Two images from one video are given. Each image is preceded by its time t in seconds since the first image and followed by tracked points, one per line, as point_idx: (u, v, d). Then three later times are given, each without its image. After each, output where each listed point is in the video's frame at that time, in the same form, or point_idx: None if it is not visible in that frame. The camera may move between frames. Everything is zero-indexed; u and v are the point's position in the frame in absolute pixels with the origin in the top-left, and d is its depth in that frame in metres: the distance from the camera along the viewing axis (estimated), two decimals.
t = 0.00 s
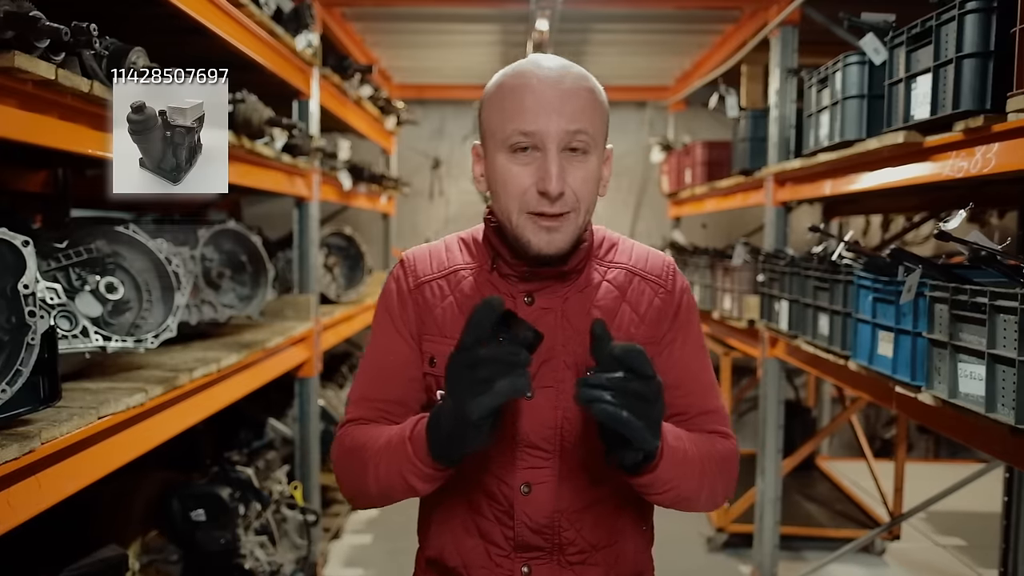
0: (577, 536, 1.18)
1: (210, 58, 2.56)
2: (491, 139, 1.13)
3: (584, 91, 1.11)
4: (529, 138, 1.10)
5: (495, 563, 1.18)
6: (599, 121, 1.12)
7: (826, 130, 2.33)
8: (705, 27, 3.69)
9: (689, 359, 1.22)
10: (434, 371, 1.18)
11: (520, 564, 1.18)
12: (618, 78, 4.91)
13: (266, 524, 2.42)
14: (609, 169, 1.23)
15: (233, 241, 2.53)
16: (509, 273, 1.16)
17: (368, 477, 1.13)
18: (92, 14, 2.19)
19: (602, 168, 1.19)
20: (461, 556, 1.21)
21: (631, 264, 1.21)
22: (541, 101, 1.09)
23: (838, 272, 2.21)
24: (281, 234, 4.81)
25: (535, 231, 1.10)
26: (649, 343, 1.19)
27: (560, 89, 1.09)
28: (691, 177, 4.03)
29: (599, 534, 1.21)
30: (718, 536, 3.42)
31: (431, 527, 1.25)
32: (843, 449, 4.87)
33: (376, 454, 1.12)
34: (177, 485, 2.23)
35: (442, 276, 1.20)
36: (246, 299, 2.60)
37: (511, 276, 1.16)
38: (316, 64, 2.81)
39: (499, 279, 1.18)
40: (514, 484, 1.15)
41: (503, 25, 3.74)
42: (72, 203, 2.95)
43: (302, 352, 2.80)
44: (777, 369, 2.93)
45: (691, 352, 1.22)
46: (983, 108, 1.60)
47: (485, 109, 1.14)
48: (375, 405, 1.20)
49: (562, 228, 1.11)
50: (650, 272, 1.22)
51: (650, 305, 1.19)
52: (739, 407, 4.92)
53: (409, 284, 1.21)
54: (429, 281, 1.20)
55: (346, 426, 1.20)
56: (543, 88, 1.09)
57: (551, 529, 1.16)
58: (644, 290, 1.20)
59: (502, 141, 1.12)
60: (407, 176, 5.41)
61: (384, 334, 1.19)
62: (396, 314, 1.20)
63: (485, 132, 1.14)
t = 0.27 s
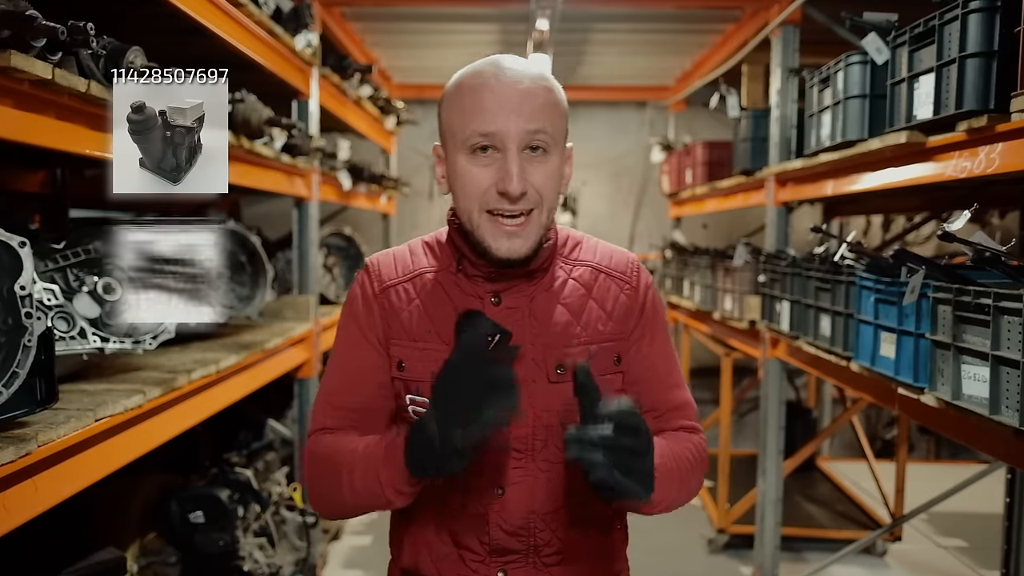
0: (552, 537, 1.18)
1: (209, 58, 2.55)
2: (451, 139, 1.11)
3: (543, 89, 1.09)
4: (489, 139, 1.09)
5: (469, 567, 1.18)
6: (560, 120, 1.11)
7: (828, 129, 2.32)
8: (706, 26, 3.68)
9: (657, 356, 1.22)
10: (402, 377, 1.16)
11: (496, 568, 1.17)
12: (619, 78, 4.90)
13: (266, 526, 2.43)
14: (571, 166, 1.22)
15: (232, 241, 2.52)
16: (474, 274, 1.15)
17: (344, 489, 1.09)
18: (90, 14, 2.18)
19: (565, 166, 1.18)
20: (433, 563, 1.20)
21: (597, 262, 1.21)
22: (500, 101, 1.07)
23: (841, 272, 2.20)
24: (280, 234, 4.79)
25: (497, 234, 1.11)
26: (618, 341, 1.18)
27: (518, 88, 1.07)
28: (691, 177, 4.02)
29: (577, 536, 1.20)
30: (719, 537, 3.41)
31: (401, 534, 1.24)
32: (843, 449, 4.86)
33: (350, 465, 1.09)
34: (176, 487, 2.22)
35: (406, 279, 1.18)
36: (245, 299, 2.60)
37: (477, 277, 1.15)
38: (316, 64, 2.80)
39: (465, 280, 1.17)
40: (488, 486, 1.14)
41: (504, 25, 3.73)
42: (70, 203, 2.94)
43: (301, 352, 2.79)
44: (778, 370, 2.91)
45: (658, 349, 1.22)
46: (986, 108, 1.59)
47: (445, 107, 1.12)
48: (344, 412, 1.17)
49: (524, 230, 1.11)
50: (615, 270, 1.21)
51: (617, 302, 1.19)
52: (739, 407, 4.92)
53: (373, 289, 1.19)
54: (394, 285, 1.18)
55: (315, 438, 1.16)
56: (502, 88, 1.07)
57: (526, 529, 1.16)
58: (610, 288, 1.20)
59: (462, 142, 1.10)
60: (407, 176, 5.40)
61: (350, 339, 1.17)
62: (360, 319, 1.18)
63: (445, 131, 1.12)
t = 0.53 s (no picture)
0: (535, 540, 1.15)
1: (207, 58, 2.54)
2: (423, 132, 1.12)
3: (512, 81, 1.10)
4: (460, 130, 1.09)
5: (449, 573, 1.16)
6: (529, 110, 1.12)
7: (828, 129, 2.31)
8: (706, 26, 3.67)
9: (633, 352, 1.23)
10: (378, 380, 1.13)
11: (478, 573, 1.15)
12: (619, 77, 4.89)
13: (263, 527, 2.42)
14: (541, 162, 1.23)
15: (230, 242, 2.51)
16: (450, 273, 1.14)
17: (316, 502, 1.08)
18: (88, 13, 2.17)
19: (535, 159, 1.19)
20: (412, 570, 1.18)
21: (572, 260, 1.22)
22: (471, 92, 1.08)
23: (841, 273, 2.19)
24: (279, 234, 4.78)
25: (471, 225, 1.10)
26: (596, 339, 1.18)
27: (488, 79, 1.08)
28: (691, 177, 4.01)
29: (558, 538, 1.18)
30: (719, 538, 3.40)
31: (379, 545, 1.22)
32: (844, 449, 4.85)
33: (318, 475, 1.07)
34: (174, 489, 2.21)
35: (380, 281, 1.17)
36: (243, 300, 2.60)
37: (453, 276, 1.14)
38: (314, 64, 2.79)
39: (440, 280, 1.15)
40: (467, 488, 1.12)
41: (503, 25, 3.72)
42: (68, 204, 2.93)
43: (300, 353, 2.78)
44: (778, 371, 2.90)
45: (634, 346, 1.23)
46: (988, 108, 1.57)
47: (417, 101, 1.13)
48: (314, 418, 1.15)
49: (499, 220, 1.11)
50: (591, 267, 1.22)
51: (594, 299, 1.19)
52: (739, 407, 4.91)
53: (348, 292, 1.17)
54: (367, 287, 1.16)
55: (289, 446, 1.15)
56: (472, 80, 1.08)
57: (509, 532, 1.13)
58: (586, 285, 1.20)
59: (434, 134, 1.10)
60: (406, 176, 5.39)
61: (323, 343, 1.16)
62: (333, 322, 1.16)
63: (417, 124, 1.13)
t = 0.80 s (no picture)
0: (529, 543, 1.13)
1: (206, 57, 2.52)
2: (423, 123, 1.11)
3: (514, 76, 1.11)
4: (461, 119, 1.09)
5: None
6: (530, 105, 1.12)
7: (829, 129, 2.30)
8: (706, 25, 3.65)
9: (627, 352, 1.22)
10: (369, 379, 1.11)
11: None
12: (619, 77, 4.87)
13: (261, 528, 2.39)
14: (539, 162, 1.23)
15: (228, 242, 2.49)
16: (443, 270, 1.13)
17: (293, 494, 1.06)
18: (86, 12, 2.15)
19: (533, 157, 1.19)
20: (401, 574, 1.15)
21: (565, 260, 1.21)
22: (474, 82, 1.08)
23: (843, 273, 2.18)
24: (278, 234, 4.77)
25: (470, 213, 1.09)
26: (590, 338, 1.17)
27: (491, 71, 1.09)
28: (692, 177, 4.00)
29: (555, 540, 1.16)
30: (720, 539, 3.39)
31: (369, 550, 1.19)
32: (844, 450, 4.84)
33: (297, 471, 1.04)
34: (171, 490, 2.20)
35: (372, 279, 1.15)
36: (241, 300, 2.58)
37: (447, 273, 1.13)
38: (313, 63, 2.77)
39: (433, 278, 1.14)
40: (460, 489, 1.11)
41: (503, 24, 3.71)
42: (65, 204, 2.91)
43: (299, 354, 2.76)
44: (778, 371, 2.89)
45: (627, 346, 1.22)
46: (992, 107, 1.56)
47: (416, 94, 1.12)
48: (300, 416, 1.13)
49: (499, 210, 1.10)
50: (584, 267, 1.22)
51: (588, 298, 1.18)
52: (739, 408, 4.90)
53: (339, 290, 1.16)
54: (360, 284, 1.15)
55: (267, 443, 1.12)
56: (475, 72, 1.08)
57: (502, 534, 1.12)
58: (579, 284, 1.19)
59: (434, 124, 1.10)
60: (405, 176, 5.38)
61: (314, 340, 1.14)
62: (324, 319, 1.15)
63: (416, 116, 1.12)
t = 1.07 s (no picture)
0: (530, 547, 1.11)
1: (203, 56, 2.51)
2: (440, 122, 1.10)
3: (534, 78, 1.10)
4: (479, 120, 1.08)
5: None
6: (548, 109, 1.12)
7: (831, 128, 2.28)
8: (707, 24, 3.64)
9: (632, 358, 1.21)
10: (374, 379, 1.09)
11: None
12: (619, 77, 4.86)
13: (259, 531, 2.38)
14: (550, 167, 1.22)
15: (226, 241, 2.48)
16: (451, 270, 1.11)
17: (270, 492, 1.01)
18: (83, 10, 2.14)
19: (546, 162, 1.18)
20: None
21: (572, 264, 1.19)
22: (494, 84, 1.07)
23: (845, 274, 2.16)
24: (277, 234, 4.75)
25: (485, 215, 1.08)
26: (596, 342, 1.16)
27: (512, 73, 1.08)
28: (692, 177, 3.98)
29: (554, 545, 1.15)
30: (720, 541, 3.38)
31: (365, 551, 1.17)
32: (845, 450, 4.82)
33: (284, 471, 1.00)
34: (169, 492, 2.18)
35: (379, 278, 1.13)
36: (239, 301, 2.56)
37: (454, 273, 1.11)
38: (311, 62, 2.76)
39: (440, 278, 1.12)
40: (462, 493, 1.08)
41: (502, 23, 3.69)
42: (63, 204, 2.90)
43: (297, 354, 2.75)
44: (780, 372, 2.87)
45: (632, 352, 1.21)
46: (996, 106, 1.54)
47: (433, 93, 1.12)
48: (297, 412, 1.11)
49: (512, 212, 1.09)
50: (591, 272, 1.20)
51: (594, 303, 1.17)
52: (740, 409, 4.88)
53: (344, 288, 1.13)
54: (365, 283, 1.13)
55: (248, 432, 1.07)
56: (494, 73, 1.07)
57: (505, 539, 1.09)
58: (586, 289, 1.18)
59: (451, 124, 1.09)
60: (405, 176, 5.36)
61: (317, 338, 1.11)
62: (329, 317, 1.12)
63: (432, 115, 1.11)
